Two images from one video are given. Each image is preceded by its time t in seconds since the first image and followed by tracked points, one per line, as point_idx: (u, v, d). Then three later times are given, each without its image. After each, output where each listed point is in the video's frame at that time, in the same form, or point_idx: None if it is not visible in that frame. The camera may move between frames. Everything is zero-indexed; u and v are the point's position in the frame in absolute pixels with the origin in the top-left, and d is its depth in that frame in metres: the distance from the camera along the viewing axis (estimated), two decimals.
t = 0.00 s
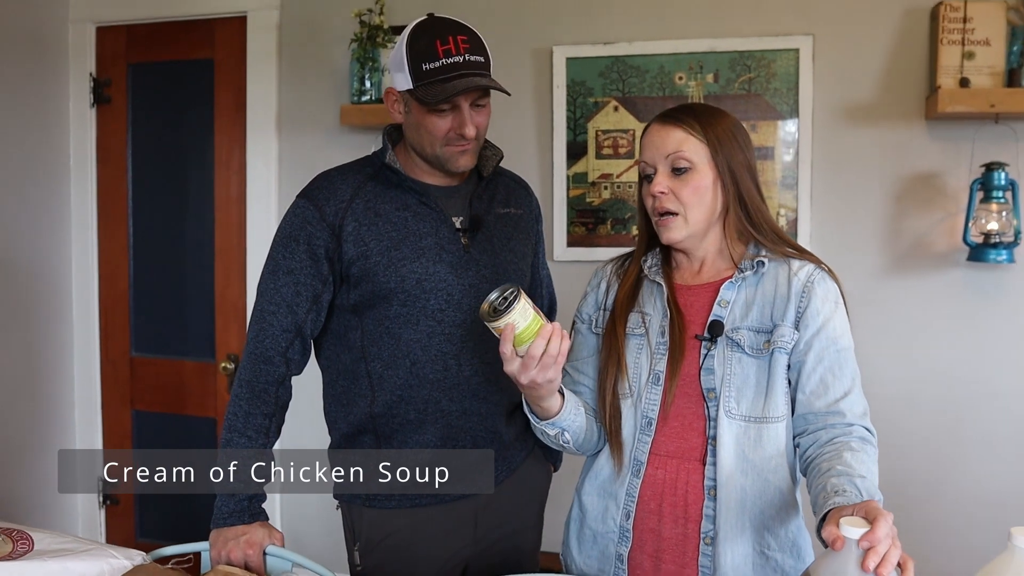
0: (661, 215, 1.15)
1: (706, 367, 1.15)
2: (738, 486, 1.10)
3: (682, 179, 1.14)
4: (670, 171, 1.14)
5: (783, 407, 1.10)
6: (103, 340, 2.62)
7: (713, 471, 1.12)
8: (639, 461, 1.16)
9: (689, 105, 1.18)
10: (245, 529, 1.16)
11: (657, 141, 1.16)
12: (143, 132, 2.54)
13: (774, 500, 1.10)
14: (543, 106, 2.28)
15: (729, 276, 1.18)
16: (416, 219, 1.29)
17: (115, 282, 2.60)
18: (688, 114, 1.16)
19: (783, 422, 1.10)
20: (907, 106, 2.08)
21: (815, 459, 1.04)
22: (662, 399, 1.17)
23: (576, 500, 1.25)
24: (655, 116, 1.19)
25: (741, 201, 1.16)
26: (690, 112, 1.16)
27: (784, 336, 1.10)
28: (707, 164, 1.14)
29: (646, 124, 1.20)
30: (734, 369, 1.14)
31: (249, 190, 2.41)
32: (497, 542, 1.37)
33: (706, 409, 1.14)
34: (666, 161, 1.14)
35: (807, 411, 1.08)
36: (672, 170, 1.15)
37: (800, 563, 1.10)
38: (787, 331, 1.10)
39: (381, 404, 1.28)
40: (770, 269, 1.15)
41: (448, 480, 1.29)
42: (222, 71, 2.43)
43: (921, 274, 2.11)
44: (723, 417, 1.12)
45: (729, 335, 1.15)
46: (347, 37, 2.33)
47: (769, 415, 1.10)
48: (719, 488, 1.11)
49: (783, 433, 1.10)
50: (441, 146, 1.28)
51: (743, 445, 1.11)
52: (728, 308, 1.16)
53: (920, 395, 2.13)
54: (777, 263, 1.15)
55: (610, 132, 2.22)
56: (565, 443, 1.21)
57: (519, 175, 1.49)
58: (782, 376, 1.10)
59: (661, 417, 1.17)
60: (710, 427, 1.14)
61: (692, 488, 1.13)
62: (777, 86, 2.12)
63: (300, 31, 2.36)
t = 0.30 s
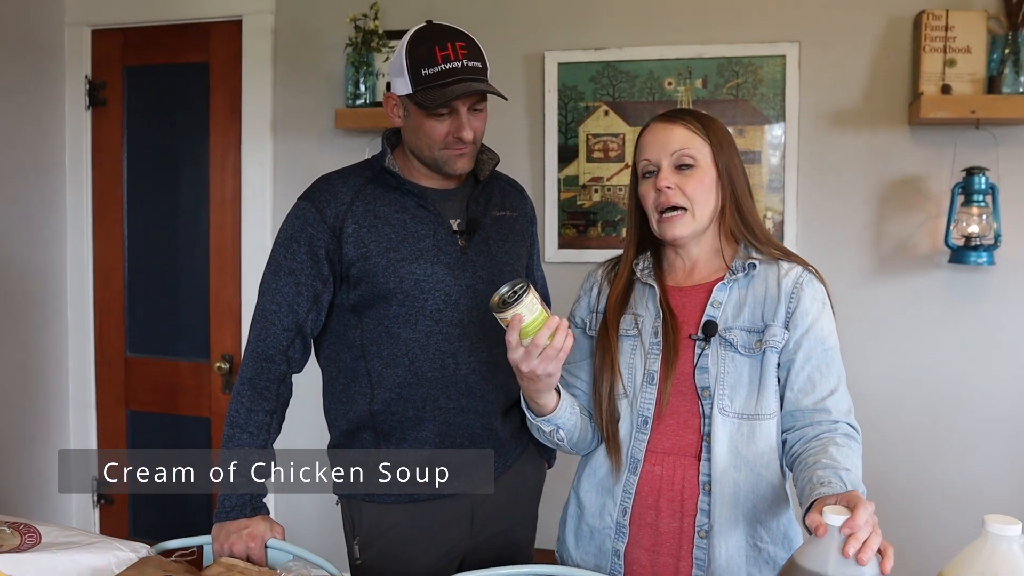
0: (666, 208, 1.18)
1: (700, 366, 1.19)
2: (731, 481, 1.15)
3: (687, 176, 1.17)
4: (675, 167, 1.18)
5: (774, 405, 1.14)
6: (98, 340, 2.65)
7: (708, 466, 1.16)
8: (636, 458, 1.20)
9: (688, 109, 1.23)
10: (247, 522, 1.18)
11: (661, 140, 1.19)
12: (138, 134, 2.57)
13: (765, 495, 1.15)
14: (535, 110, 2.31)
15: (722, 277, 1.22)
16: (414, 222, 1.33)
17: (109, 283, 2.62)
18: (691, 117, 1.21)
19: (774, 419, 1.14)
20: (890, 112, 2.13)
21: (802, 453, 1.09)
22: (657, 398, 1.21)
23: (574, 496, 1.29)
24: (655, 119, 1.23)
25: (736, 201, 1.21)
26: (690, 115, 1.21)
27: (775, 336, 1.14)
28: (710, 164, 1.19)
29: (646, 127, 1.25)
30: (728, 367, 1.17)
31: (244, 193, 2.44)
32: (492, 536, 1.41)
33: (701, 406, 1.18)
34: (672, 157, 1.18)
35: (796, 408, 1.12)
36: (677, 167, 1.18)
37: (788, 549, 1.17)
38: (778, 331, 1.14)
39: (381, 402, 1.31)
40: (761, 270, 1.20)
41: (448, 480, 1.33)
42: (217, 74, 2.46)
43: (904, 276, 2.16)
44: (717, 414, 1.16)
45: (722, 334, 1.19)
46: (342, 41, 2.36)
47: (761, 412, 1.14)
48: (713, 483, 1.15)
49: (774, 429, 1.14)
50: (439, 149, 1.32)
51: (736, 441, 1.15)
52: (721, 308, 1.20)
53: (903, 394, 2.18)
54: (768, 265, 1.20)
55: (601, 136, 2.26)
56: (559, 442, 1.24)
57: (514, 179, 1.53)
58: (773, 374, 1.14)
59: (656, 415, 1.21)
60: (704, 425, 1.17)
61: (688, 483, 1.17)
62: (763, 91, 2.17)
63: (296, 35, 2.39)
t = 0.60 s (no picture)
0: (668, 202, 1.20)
1: (694, 366, 1.23)
2: (725, 478, 1.18)
3: (687, 171, 1.21)
4: (675, 163, 1.22)
5: (766, 403, 1.18)
6: (94, 341, 2.67)
7: (702, 464, 1.20)
8: (631, 456, 1.24)
9: (683, 112, 1.28)
10: (248, 516, 1.23)
11: (661, 137, 1.23)
12: (135, 136, 2.59)
13: (757, 490, 1.19)
14: (528, 113, 2.35)
15: (715, 278, 1.26)
16: (413, 223, 1.37)
17: (105, 283, 2.65)
18: (687, 118, 1.26)
19: (766, 417, 1.18)
20: (875, 117, 2.18)
21: (791, 449, 1.13)
22: (653, 398, 1.24)
23: (571, 492, 1.33)
24: (651, 119, 1.27)
25: (730, 201, 1.26)
26: (688, 117, 1.26)
27: (767, 337, 1.18)
28: (708, 161, 1.23)
29: (641, 128, 1.29)
30: (721, 367, 1.21)
31: (240, 194, 2.46)
32: (487, 530, 1.45)
33: (695, 405, 1.22)
34: (673, 154, 1.22)
35: (786, 405, 1.16)
36: (677, 163, 1.22)
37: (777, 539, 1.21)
38: (770, 331, 1.18)
39: (380, 400, 1.35)
40: (753, 272, 1.23)
41: (449, 480, 1.38)
42: (214, 77, 2.48)
43: (889, 277, 2.21)
44: (711, 413, 1.20)
45: (716, 335, 1.23)
46: (338, 45, 2.39)
47: (753, 411, 1.18)
48: (708, 479, 1.19)
49: (765, 427, 1.18)
50: (438, 153, 1.36)
51: (729, 439, 1.19)
52: (714, 309, 1.24)
53: (887, 393, 2.23)
54: (759, 266, 1.24)
55: (593, 140, 2.30)
56: (552, 430, 1.29)
57: (510, 182, 1.57)
58: (764, 374, 1.18)
59: (651, 414, 1.25)
60: (699, 423, 1.21)
61: (684, 480, 1.21)
62: (752, 96, 2.21)
63: (292, 38, 2.42)
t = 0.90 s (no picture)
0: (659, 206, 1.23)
1: (683, 365, 1.26)
2: (713, 474, 1.22)
3: (679, 175, 1.24)
4: (669, 167, 1.24)
5: (752, 401, 1.22)
6: (86, 341, 2.69)
7: (691, 460, 1.23)
8: (621, 452, 1.27)
9: (678, 116, 1.31)
10: (245, 511, 1.25)
11: (655, 140, 1.26)
12: (128, 138, 2.61)
13: (743, 486, 1.22)
14: (517, 116, 2.38)
15: (703, 279, 1.29)
16: (407, 224, 1.40)
17: (97, 284, 2.66)
18: (683, 123, 1.29)
19: (752, 415, 1.22)
20: (858, 122, 2.23)
21: (775, 447, 1.16)
22: (642, 394, 1.28)
23: (560, 489, 1.35)
24: (644, 121, 1.30)
25: (720, 205, 1.29)
26: (682, 121, 1.29)
27: (754, 337, 1.22)
28: (701, 166, 1.26)
29: (635, 129, 1.31)
30: (710, 366, 1.25)
31: (232, 196, 2.48)
32: (478, 525, 1.47)
33: (684, 402, 1.25)
34: (668, 157, 1.24)
35: (772, 404, 1.20)
36: (671, 167, 1.25)
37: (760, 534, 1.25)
38: (757, 331, 1.22)
39: (373, 397, 1.38)
40: (740, 274, 1.27)
41: (442, 474, 1.41)
42: (206, 79, 2.50)
43: (872, 278, 2.26)
44: (700, 410, 1.23)
45: (705, 335, 1.26)
46: (330, 49, 2.41)
47: (741, 408, 1.22)
48: (696, 476, 1.22)
49: (751, 424, 1.22)
50: (431, 156, 1.39)
51: (717, 436, 1.22)
52: (703, 309, 1.28)
53: (870, 391, 2.28)
54: (746, 268, 1.27)
55: (581, 143, 2.33)
56: (545, 428, 1.32)
57: (502, 185, 1.61)
58: (751, 373, 1.22)
59: (641, 412, 1.28)
60: (687, 420, 1.25)
61: (672, 476, 1.24)
62: (738, 100, 2.26)
63: (284, 42, 2.44)
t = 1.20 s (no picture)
0: (648, 207, 1.26)
1: (672, 360, 1.29)
2: (700, 467, 1.25)
3: (669, 178, 1.27)
4: (660, 169, 1.28)
5: (738, 396, 1.25)
6: (80, 340, 2.70)
7: (678, 453, 1.26)
8: (610, 445, 1.30)
9: (668, 116, 1.34)
10: (241, 504, 1.26)
11: (646, 141, 1.29)
12: (122, 137, 2.62)
13: (729, 479, 1.25)
14: (509, 117, 2.41)
15: (692, 277, 1.32)
16: (400, 222, 1.43)
17: (91, 283, 2.68)
18: (675, 124, 1.31)
19: (738, 409, 1.25)
20: (844, 123, 2.27)
21: (758, 441, 1.20)
22: (631, 387, 1.31)
23: (550, 481, 1.38)
24: (636, 123, 1.33)
25: (708, 205, 1.33)
26: (673, 121, 1.32)
27: (740, 333, 1.25)
28: (690, 169, 1.29)
29: (626, 130, 1.34)
30: (697, 362, 1.28)
31: (225, 196, 2.50)
32: (470, 518, 1.50)
33: (672, 397, 1.28)
34: (659, 159, 1.28)
35: (757, 399, 1.23)
36: (661, 169, 1.28)
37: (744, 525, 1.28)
38: (742, 328, 1.25)
39: (367, 392, 1.41)
40: (728, 272, 1.30)
41: (434, 466, 1.45)
42: (200, 80, 2.52)
43: (857, 277, 2.30)
44: (688, 405, 1.26)
45: (693, 331, 1.29)
46: (324, 50, 2.43)
47: (727, 403, 1.25)
48: (683, 468, 1.25)
49: (737, 419, 1.25)
50: (424, 155, 1.42)
51: (703, 430, 1.25)
52: (690, 306, 1.31)
53: (855, 388, 2.32)
54: (733, 267, 1.30)
55: (572, 143, 2.36)
56: (536, 428, 1.33)
57: (494, 184, 1.64)
58: (737, 368, 1.25)
59: (629, 405, 1.30)
60: (675, 414, 1.28)
61: (660, 468, 1.27)
62: (726, 102, 2.29)
63: (277, 43, 2.46)
